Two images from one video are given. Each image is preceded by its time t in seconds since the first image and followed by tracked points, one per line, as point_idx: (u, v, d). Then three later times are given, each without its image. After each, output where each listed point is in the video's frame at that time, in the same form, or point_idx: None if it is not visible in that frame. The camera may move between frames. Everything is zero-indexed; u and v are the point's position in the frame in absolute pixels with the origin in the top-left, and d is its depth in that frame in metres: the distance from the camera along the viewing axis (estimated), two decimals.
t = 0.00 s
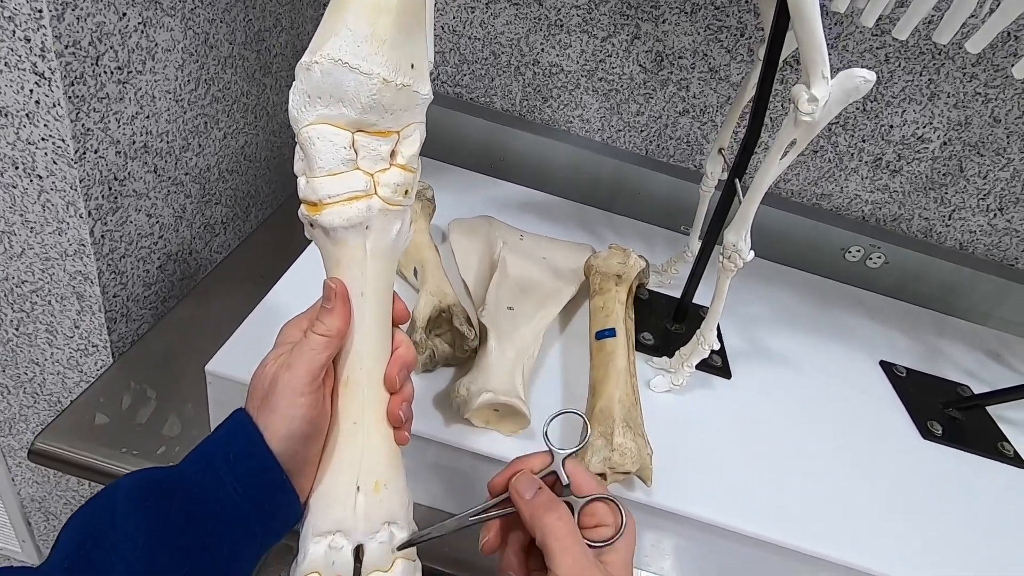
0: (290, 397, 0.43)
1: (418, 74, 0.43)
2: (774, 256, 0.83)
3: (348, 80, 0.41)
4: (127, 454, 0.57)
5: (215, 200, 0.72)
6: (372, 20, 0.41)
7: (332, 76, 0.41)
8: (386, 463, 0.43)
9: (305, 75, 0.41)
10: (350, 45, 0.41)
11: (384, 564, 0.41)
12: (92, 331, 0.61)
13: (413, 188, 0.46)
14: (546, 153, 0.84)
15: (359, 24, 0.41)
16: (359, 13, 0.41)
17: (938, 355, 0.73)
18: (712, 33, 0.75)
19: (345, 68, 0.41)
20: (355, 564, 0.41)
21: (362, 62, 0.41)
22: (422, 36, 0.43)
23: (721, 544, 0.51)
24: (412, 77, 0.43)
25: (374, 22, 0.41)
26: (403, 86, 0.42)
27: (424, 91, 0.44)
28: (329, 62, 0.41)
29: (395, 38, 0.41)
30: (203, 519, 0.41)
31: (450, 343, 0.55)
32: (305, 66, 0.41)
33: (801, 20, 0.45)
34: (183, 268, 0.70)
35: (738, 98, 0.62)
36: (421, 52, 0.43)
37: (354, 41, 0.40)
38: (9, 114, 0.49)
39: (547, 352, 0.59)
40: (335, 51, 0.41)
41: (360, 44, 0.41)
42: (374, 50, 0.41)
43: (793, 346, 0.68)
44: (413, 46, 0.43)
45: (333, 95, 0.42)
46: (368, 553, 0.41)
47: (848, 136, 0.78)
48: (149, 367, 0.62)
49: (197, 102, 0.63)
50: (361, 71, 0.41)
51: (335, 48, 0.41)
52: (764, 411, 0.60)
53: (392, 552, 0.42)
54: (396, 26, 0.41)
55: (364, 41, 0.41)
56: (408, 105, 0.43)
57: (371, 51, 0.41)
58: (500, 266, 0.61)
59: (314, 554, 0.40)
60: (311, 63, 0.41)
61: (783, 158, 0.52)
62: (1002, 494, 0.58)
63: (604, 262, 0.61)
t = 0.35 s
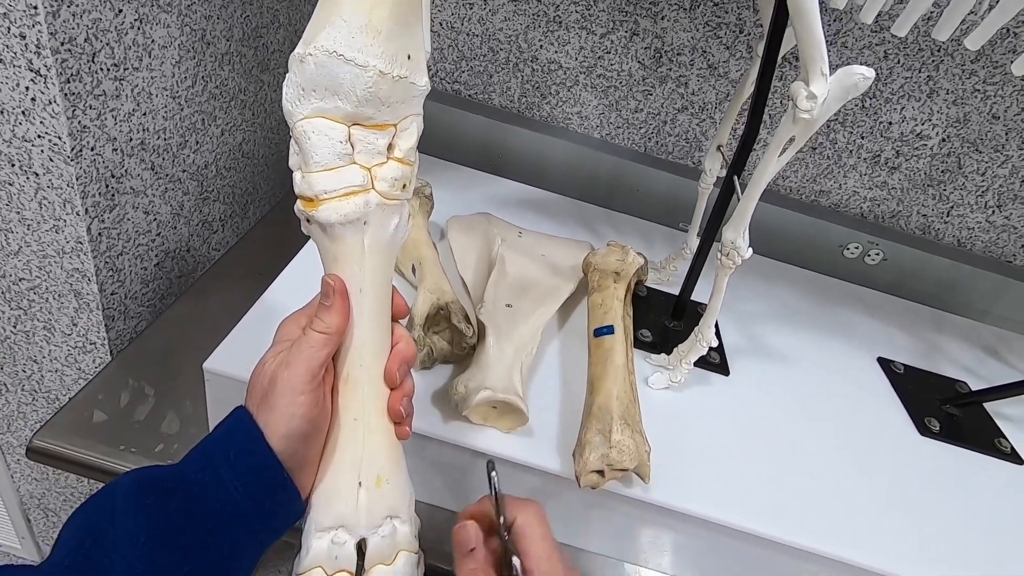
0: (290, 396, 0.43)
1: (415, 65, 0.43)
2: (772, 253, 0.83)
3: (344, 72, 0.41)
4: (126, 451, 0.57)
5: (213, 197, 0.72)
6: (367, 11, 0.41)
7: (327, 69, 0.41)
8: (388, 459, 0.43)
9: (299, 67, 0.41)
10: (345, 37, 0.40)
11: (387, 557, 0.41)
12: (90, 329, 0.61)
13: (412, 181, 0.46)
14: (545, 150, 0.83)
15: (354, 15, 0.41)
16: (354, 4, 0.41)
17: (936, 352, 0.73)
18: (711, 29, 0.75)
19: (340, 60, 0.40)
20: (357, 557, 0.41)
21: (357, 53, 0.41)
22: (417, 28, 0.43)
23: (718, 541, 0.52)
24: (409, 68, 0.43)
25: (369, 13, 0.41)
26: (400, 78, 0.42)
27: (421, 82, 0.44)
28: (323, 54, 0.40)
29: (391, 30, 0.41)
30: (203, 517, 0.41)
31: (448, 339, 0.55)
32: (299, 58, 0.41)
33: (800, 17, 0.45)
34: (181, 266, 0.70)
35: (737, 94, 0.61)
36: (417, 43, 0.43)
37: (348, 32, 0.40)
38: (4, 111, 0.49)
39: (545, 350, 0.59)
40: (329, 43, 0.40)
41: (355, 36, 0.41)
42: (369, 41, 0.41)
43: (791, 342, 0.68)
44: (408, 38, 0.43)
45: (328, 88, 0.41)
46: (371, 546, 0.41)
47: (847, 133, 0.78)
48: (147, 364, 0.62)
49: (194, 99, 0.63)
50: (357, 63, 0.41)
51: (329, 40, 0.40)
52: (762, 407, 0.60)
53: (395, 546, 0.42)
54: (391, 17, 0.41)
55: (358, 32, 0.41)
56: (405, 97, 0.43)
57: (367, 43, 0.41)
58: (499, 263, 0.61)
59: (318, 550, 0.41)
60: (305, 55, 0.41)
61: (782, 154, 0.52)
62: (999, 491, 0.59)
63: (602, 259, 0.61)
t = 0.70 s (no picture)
0: (295, 393, 0.43)
1: (413, 59, 0.43)
2: (767, 249, 0.84)
3: (342, 67, 0.41)
4: (121, 447, 0.57)
5: (209, 193, 0.72)
6: (365, 4, 0.41)
7: (326, 64, 0.41)
8: (393, 452, 0.44)
9: (298, 62, 0.41)
10: (343, 32, 0.40)
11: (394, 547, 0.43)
12: (85, 325, 0.61)
13: (412, 176, 0.46)
14: (541, 146, 0.84)
15: (351, 9, 0.41)
16: None
17: (929, 346, 0.74)
18: (707, 25, 0.75)
19: (339, 56, 0.40)
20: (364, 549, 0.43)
21: (355, 48, 0.40)
22: (416, 21, 0.43)
23: (712, 533, 0.52)
24: (408, 62, 0.43)
25: (366, 6, 0.41)
26: (398, 72, 0.42)
27: (420, 76, 0.44)
28: (321, 49, 0.40)
29: (389, 23, 0.41)
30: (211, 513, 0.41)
31: (445, 334, 0.55)
32: (297, 53, 0.41)
33: (795, 12, 0.45)
34: (177, 262, 0.70)
35: (732, 90, 0.62)
36: (415, 37, 0.43)
37: (346, 26, 0.40)
38: None
39: (541, 344, 0.59)
40: (328, 38, 0.40)
41: (352, 30, 0.40)
42: (368, 36, 0.41)
43: (786, 337, 0.68)
44: (406, 32, 0.42)
45: (327, 83, 0.42)
46: (378, 538, 0.43)
47: (842, 128, 0.78)
48: (143, 361, 0.62)
49: (188, 95, 0.63)
50: (355, 58, 0.40)
51: (327, 35, 0.40)
52: (756, 400, 0.60)
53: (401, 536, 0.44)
54: (389, 10, 0.41)
55: (357, 27, 0.41)
56: (404, 91, 0.43)
57: (365, 37, 0.41)
58: (495, 258, 0.61)
59: (326, 543, 0.42)
60: (303, 51, 0.41)
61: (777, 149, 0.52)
62: (991, 483, 0.59)
63: (598, 254, 0.61)
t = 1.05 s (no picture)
0: (296, 388, 0.43)
1: (402, 54, 0.43)
2: (760, 245, 0.84)
3: (333, 63, 0.41)
4: (115, 441, 0.57)
5: (203, 189, 0.72)
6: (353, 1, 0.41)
7: (316, 60, 0.41)
8: (396, 445, 0.44)
9: (287, 60, 0.41)
10: (332, 28, 0.40)
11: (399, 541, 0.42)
12: (79, 320, 0.61)
13: (404, 171, 0.47)
14: (536, 143, 0.84)
15: (340, 6, 0.41)
16: None
17: (921, 342, 0.74)
18: (701, 22, 0.75)
19: (329, 52, 0.41)
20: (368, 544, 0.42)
21: (345, 44, 0.41)
22: (404, 16, 0.43)
23: (703, 525, 0.52)
24: (397, 57, 0.43)
25: (354, 3, 0.41)
26: (389, 66, 0.42)
27: (409, 71, 0.44)
28: (311, 46, 0.40)
29: (379, 19, 0.41)
30: (211, 512, 0.41)
31: (437, 329, 0.55)
32: (287, 51, 0.41)
33: (785, 9, 0.45)
34: (172, 258, 0.70)
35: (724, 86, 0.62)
36: (404, 32, 0.43)
37: (336, 22, 0.40)
38: None
39: (535, 339, 0.60)
40: (317, 34, 0.40)
41: (342, 26, 0.41)
42: (359, 31, 0.41)
43: (778, 332, 0.69)
44: (396, 28, 0.43)
45: (318, 79, 0.42)
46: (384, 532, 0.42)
47: (835, 125, 0.79)
48: (137, 356, 0.62)
49: (182, 90, 0.63)
50: (345, 54, 0.41)
51: (317, 31, 0.40)
52: (747, 395, 0.61)
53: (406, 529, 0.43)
54: (378, 6, 0.41)
55: (347, 23, 0.41)
56: (394, 87, 0.43)
57: (355, 33, 0.41)
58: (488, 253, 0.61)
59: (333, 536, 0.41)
60: (293, 48, 0.41)
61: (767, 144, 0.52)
62: (979, 476, 0.60)
63: (592, 249, 0.62)
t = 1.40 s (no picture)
0: (290, 394, 0.44)
1: (398, 60, 0.43)
2: (756, 245, 0.85)
3: (329, 69, 0.41)
4: (116, 442, 0.57)
5: (202, 191, 0.72)
6: (348, 7, 0.41)
7: (312, 66, 0.41)
8: (391, 451, 0.44)
9: (283, 66, 0.41)
10: (327, 34, 0.41)
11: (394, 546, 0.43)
12: (79, 322, 0.61)
13: (401, 176, 0.47)
14: (534, 144, 0.84)
15: (336, 12, 0.41)
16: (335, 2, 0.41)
17: (916, 340, 0.75)
18: (697, 24, 0.76)
19: (324, 58, 0.41)
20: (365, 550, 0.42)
21: (340, 50, 0.41)
22: (400, 21, 0.44)
23: (699, 523, 0.53)
24: (393, 63, 0.43)
25: (349, 9, 0.41)
26: (384, 72, 0.42)
27: (405, 76, 0.44)
28: (307, 52, 0.41)
29: (374, 24, 0.42)
30: (208, 513, 0.42)
31: (436, 330, 0.56)
32: (283, 57, 0.41)
33: (779, 11, 0.46)
34: (171, 259, 0.70)
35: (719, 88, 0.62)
36: (401, 38, 0.43)
37: (331, 29, 0.40)
38: None
39: (532, 339, 0.60)
40: (313, 41, 0.41)
41: (336, 32, 0.41)
42: (354, 37, 0.41)
43: (774, 332, 0.69)
44: (391, 33, 0.43)
45: (314, 85, 0.42)
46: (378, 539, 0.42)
47: (830, 126, 0.79)
48: (137, 357, 0.63)
49: (181, 93, 0.63)
50: (340, 60, 0.41)
51: (312, 38, 0.41)
52: (744, 393, 0.61)
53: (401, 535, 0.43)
54: (374, 12, 0.42)
55: (342, 29, 0.41)
56: (390, 92, 0.44)
57: (350, 39, 0.41)
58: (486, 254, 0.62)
59: (328, 543, 0.42)
60: (289, 55, 0.41)
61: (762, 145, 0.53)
62: (973, 473, 0.60)
63: (589, 250, 0.62)
